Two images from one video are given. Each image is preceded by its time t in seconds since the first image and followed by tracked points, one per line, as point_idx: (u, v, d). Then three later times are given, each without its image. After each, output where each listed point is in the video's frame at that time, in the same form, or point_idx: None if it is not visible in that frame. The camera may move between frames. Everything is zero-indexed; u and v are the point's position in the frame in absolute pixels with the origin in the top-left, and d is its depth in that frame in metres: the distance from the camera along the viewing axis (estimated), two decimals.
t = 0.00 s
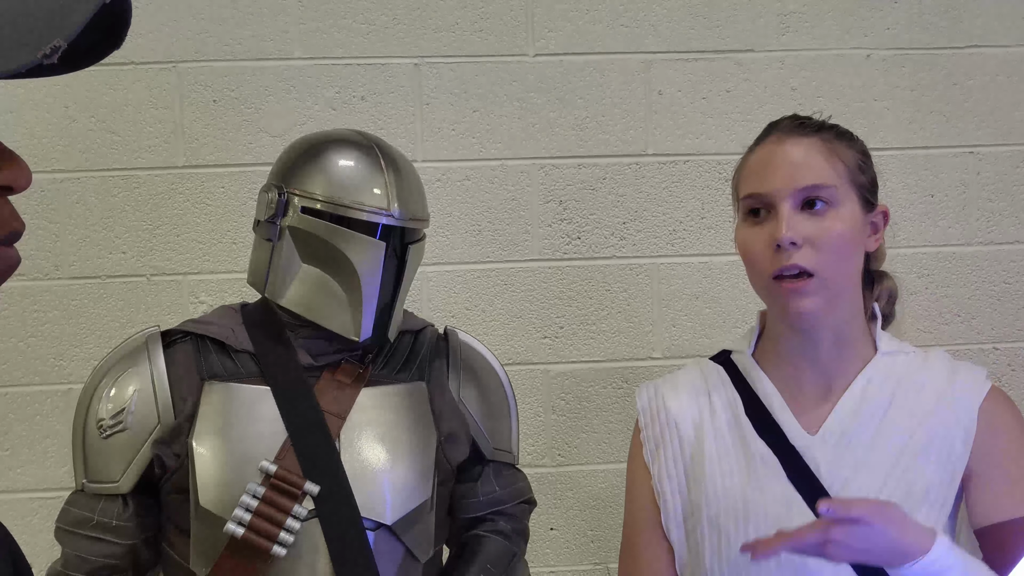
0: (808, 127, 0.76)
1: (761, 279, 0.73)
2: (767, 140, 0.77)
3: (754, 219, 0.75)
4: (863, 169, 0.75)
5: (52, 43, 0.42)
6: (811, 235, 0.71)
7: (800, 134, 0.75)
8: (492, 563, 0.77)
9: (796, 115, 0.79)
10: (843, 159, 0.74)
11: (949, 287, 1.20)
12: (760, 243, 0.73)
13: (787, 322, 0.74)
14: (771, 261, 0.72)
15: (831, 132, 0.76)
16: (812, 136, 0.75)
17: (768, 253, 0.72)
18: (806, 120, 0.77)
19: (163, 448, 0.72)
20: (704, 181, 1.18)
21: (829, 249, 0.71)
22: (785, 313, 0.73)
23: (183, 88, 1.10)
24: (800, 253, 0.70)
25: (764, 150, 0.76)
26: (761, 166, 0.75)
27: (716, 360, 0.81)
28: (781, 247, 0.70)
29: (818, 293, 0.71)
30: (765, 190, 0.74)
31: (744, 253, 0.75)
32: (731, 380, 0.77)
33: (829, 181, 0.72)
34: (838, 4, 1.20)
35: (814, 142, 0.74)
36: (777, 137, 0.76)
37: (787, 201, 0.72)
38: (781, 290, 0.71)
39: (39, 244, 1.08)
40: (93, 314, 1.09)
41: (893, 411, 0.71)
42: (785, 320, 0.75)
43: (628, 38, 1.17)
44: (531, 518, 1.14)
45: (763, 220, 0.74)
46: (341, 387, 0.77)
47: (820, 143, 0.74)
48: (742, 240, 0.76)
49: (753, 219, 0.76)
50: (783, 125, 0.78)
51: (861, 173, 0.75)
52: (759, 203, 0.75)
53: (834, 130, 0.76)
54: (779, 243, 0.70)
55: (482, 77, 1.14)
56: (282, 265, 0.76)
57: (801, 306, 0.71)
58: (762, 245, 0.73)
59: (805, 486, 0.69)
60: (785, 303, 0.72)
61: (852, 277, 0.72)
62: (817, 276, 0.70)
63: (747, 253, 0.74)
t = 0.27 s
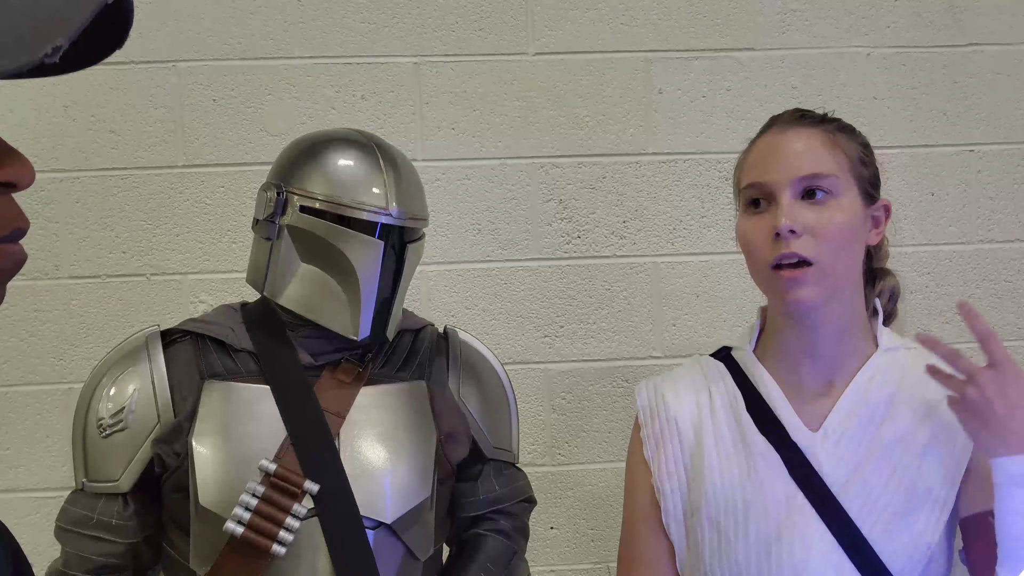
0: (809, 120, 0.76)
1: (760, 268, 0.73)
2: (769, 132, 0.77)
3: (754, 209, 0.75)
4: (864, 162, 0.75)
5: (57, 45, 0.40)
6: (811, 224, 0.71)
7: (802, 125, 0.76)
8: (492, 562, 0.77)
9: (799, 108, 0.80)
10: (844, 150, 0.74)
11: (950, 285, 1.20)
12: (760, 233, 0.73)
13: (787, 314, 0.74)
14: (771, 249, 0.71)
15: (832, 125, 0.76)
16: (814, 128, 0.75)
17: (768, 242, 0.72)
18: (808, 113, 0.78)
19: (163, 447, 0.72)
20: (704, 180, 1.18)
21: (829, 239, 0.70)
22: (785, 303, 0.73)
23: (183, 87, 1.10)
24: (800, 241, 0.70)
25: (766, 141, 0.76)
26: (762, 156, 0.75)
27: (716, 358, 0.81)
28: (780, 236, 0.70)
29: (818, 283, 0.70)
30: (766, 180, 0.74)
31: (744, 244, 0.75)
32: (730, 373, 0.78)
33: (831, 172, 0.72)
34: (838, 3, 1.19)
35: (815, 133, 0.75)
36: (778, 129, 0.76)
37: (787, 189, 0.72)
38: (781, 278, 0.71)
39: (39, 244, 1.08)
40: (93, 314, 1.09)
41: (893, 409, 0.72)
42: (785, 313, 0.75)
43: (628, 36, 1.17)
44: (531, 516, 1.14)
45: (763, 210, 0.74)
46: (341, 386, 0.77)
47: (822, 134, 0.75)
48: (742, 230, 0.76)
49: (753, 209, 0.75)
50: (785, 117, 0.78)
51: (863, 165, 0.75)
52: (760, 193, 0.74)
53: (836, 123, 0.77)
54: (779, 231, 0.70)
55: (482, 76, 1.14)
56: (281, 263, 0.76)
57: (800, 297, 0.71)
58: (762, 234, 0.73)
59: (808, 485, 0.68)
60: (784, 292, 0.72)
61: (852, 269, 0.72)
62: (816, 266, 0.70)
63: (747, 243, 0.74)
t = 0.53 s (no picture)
0: (810, 116, 0.76)
1: (761, 267, 0.73)
2: (770, 128, 0.76)
3: (755, 206, 0.75)
4: (864, 160, 0.75)
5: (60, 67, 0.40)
6: (813, 224, 0.70)
7: (804, 122, 0.75)
8: (492, 558, 0.77)
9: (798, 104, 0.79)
10: (845, 149, 0.74)
11: (949, 282, 1.20)
12: (762, 231, 0.72)
13: (786, 310, 0.74)
14: (773, 248, 0.71)
15: (833, 122, 0.76)
16: (815, 125, 0.75)
17: (770, 241, 0.72)
18: (809, 109, 0.77)
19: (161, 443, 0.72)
20: (703, 178, 1.17)
21: (830, 238, 0.71)
22: (785, 302, 0.73)
23: (182, 86, 1.10)
24: (803, 241, 0.70)
25: (766, 138, 0.76)
26: (763, 154, 0.75)
27: (715, 353, 0.81)
28: (783, 236, 0.70)
29: (819, 281, 0.71)
30: (767, 178, 0.73)
31: (745, 242, 0.75)
32: (729, 368, 0.78)
33: (832, 170, 0.72)
34: None
35: (817, 130, 0.74)
36: (779, 125, 0.76)
37: (790, 187, 0.72)
38: (782, 277, 0.71)
39: (37, 243, 1.08)
40: (92, 313, 1.09)
41: (892, 400, 0.71)
42: (784, 309, 0.75)
43: (626, 34, 1.17)
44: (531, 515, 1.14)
45: (765, 208, 0.74)
46: (340, 382, 0.76)
47: (823, 132, 0.74)
48: (742, 228, 0.75)
49: (754, 206, 0.75)
50: (785, 113, 0.77)
51: (862, 164, 0.75)
52: (761, 190, 0.74)
53: (836, 120, 0.76)
54: (781, 231, 0.70)
55: (480, 74, 1.14)
56: (278, 260, 0.76)
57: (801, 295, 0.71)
58: (763, 232, 0.72)
59: (808, 478, 0.68)
60: (786, 291, 0.72)
61: (852, 268, 0.73)
62: (819, 266, 0.70)
63: (748, 241, 0.74)
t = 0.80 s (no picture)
0: (797, 119, 0.76)
1: (749, 271, 0.74)
2: (757, 132, 0.77)
3: (743, 210, 0.76)
4: (852, 160, 0.75)
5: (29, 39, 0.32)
6: (797, 228, 0.71)
7: (789, 125, 0.75)
8: (489, 554, 0.77)
9: (789, 105, 0.79)
10: (832, 151, 0.74)
11: (946, 280, 1.20)
12: (747, 236, 0.73)
13: (777, 312, 0.75)
14: (757, 253, 0.72)
15: (821, 123, 0.76)
16: (801, 128, 0.75)
17: (754, 247, 0.72)
18: (797, 111, 0.77)
19: (159, 441, 0.72)
20: (700, 177, 1.18)
21: (815, 242, 0.71)
22: (774, 305, 0.74)
23: (180, 86, 1.11)
24: (785, 246, 0.71)
25: (753, 143, 0.76)
26: (749, 159, 0.75)
27: (711, 352, 0.81)
28: (766, 241, 0.71)
29: (803, 285, 0.71)
30: (752, 183, 0.74)
31: (733, 246, 0.76)
32: (725, 367, 0.78)
33: (817, 173, 0.72)
34: None
35: (802, 133, 0.74)
36: (766, 129, 0.76)
37: (772, 194, 0.73)
38: (769, 282, 0.72)
39: (35, 244, 1.08)
40: (90, 313, 1.09)
41: (888, 400, 0.72)
42: (775, 311, 0.75)
43: (623, 34, 1.17)
44: (529, 513, 1.14)
45: (751, 213, 0.75)
46: (338, 380, 0.77)
47: (809, 135, 0.74)
48: (730, 232, 0.76)
49: (742, 211, 0.76)
50: (773, 116, 0.78)
51: (850, 164, 0.75)
52: (747, 196, 0.75)
53: (825, 121, 0.76)
54: (764, 237, 0.71)
55: (478, 73, 1.15)
56: (275, 260, 0.76)
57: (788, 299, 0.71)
58: (748, 238, 0.73)
59: (806, 476, 0.68)
60: (772, 295, 0.73)
61: (840, 270, 0.73)
62: (803, 270, 0.71)
63: (736, 245, 0.75)
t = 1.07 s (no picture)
0: (807, 114, 0.76)
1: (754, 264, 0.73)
2: (766, 125, 0.77)
3: (750, 203, 0.75)
4: (857, 159, 0.76)
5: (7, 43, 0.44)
6: (807, 222, 0.71)
7: (800, 121, 0.75)
8: (484, 550, 0.77)
9: (795, 100, 0.80)
10: (841, 148, 0.75)
11: (940, 276, 1.21)
12: (756, 229, 0.73)
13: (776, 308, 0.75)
14: (767, 247, 0.72)
15: (829, 121, 0.76)
16: (810, 123, 0.75)
17: (764, 240, 0.72)
18: (806, 107, 0.78)
19: (154, 437, 0.72)
20: (696, 173, 1.18)
21: (824, 238, 0.71)
22: (777, 299, 0.74)
23: (174, 83, 1.11)
24: (798, 241, 0.70)
25: (762, 136, 0.76)
26: (759, 152, 0.75)
27: (703, 348, 0.81)
28: (778, 234, 0.71)
29: (813, 279, 0.71)
30: (763, 176, 0.74)
31: (737, 239, 0.75)
32: (717, 366, 0.78)
33: (827, 169, 0.73)
34: None
35: (813, 129, 0.75)
36: (775, 122, 0.76)
37: (785, 188, 0.72)
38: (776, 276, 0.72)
39: (29, 241, 1.08)
40: (85, 310, 1.09)
41: (879, 395, 0.72)
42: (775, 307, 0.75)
43: (619, 30, 1.17)
44: (525, 510, 1.14)
45: (760, 206, 0.74)
46: (332, 375, 0.77)
47: (819, 131, 0.75)
48: (736, 225, 0.76)
49: (748, 203, 0.75)
50: (781, 111, 0.78)
51: (856, 163, 0.76)
52: (757, 189, 0.74)
53: (833, 119, 0.77)
54: (777, 229, 0.70)
55: (473, 70, 1.15)
56: (269, 255, 0.77)
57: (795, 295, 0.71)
58: (758, 231, 0.73)
59: (796, 472, 0.68)
60: (779, 289, 0.72)
61: (843, 268, 0.73)
62: (811, 265, 0.71)
63: (741, 238, 0.74)
